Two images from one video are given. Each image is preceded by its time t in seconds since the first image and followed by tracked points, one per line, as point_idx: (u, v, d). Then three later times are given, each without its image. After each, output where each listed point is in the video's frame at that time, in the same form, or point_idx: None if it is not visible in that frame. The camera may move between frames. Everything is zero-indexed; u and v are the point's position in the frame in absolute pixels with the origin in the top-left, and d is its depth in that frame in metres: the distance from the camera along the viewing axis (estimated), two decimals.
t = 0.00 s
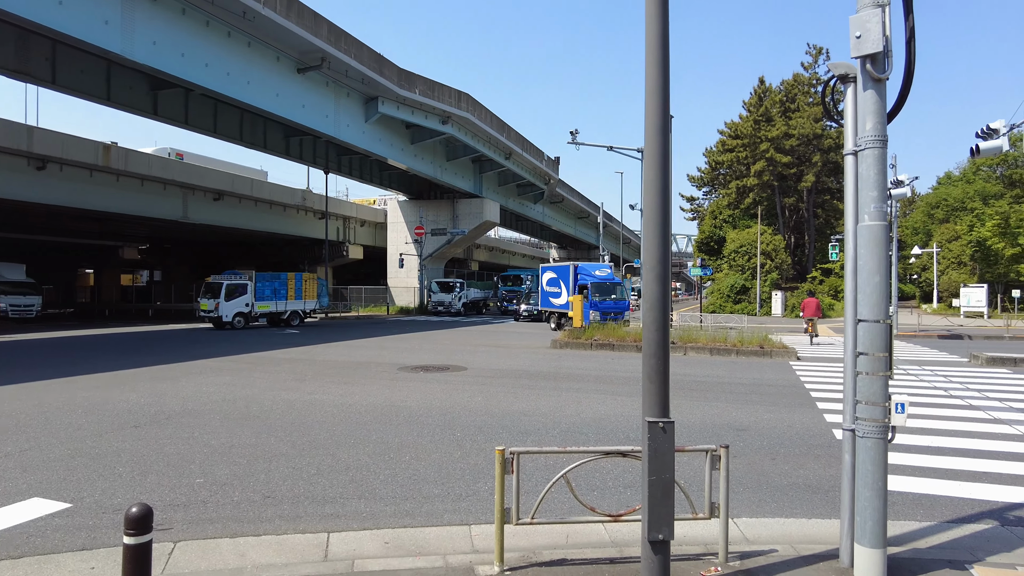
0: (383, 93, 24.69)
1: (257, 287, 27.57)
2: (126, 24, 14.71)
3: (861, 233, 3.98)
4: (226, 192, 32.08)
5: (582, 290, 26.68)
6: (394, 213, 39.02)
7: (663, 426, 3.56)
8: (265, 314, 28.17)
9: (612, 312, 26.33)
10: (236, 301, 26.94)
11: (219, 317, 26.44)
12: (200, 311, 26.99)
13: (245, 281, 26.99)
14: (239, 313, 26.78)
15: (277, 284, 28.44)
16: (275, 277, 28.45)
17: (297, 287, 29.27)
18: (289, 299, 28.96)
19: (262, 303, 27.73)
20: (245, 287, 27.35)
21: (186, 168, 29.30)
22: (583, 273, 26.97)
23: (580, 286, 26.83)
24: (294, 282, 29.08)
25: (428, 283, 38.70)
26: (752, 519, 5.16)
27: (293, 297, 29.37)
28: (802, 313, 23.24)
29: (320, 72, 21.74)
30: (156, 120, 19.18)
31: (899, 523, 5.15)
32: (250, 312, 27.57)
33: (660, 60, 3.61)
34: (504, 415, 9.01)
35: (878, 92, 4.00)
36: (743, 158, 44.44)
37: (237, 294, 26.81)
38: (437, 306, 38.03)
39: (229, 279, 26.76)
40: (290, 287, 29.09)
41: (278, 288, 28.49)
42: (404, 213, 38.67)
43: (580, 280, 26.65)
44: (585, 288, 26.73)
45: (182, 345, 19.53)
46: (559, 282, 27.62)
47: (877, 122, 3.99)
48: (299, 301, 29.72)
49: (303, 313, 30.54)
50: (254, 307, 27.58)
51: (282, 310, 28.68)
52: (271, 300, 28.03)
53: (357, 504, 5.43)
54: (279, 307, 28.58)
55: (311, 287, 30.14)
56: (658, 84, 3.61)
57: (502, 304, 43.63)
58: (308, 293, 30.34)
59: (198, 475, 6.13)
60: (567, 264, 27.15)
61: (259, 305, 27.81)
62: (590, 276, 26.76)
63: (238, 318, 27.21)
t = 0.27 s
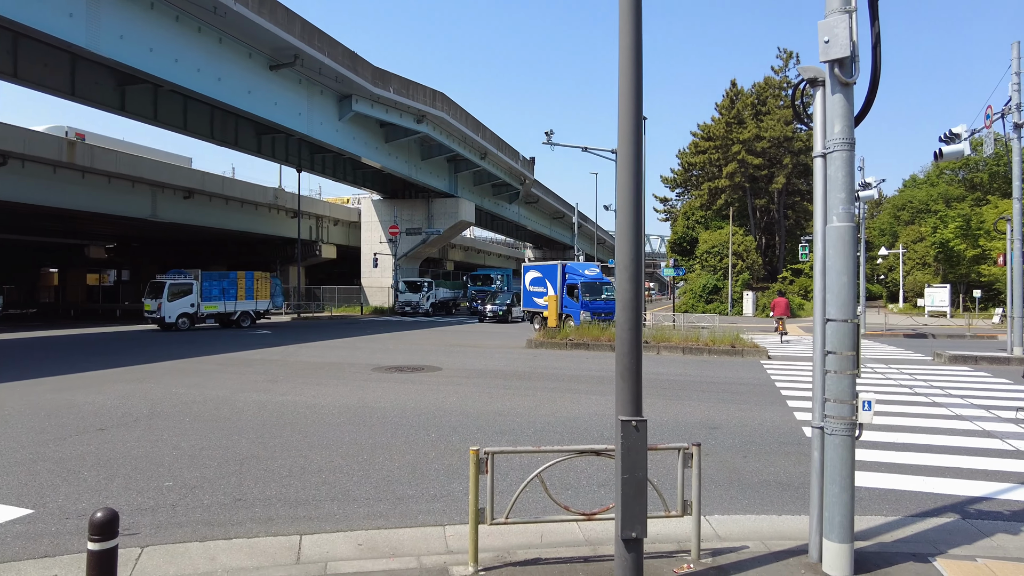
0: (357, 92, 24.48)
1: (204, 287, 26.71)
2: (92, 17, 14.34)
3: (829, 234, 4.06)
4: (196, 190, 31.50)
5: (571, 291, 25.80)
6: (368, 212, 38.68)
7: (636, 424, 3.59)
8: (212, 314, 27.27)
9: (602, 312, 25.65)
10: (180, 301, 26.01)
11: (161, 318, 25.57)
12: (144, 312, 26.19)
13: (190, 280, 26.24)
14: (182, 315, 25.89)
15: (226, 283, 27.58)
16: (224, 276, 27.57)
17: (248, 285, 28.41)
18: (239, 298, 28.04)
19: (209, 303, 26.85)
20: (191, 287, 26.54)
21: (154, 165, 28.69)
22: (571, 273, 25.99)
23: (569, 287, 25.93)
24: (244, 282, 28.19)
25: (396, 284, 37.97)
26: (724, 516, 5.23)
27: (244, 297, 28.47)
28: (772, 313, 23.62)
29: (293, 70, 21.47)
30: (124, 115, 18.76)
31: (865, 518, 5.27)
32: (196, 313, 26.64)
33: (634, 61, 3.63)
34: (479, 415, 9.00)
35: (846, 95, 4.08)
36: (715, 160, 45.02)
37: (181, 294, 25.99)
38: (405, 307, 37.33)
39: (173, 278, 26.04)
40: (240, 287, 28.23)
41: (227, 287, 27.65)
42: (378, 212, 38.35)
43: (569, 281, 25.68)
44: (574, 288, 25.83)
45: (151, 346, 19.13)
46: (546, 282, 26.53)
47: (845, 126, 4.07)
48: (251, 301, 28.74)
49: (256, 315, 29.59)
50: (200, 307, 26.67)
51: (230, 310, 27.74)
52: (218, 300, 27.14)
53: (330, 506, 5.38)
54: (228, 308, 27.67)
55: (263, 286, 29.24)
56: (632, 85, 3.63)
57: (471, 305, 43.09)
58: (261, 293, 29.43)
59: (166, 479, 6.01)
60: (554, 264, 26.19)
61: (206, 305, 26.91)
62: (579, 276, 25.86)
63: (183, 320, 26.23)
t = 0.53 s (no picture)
0: (335, 90, 24.27)
1: (152, 286, 25.91)
2: (61, 11, 14.03)
3: (804, 235, 4.12)
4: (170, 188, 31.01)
5: (567, 291, 25.90)
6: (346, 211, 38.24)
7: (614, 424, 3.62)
8: (161, 315, 26.44)
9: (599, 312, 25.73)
10: (126, 302, 25.11)
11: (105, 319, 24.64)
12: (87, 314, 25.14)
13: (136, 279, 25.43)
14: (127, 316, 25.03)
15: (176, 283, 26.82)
16: (173, 276, 26.81)
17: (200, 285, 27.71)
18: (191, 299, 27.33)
19: (157, 304, 26.07)
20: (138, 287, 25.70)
21: (126, 162, 28.12)
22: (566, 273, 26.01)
23: (566, 287, 26.02)
24: (196, 282, 27.49)
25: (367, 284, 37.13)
26: (701, 515, 5.26)
27: (196, 298, 27.72)
28: (747, 313, 23.94)
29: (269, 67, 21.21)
30: (95, 112, 18.37)
31: (839, 514, 5.35)
32: (143, 314, 25.71)
33: (612, 62, 3.65)
34: (458, 415, 8.99)
35: (821, 99, 4.13)
36: (692, 161, 45.43)
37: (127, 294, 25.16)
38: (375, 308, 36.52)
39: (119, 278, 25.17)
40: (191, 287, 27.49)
41: (177, 287, 26.91)
42: (356, 211, 37.90)
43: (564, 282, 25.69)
44: (570, 288, 25.95)
45: (123, 348, 18.76)
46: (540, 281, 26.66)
47: (819, 128, 4.13)
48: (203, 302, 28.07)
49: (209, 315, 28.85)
50: (148, 307, 25.80)
51: (181, 311, 27.01)
52: (168, 300, 26.38)
53: (308, 508, 5.32)
54: (179, 308, 26.93)
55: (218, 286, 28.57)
56: (610, 86, 3.65)
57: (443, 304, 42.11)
58: (214, 293, 28.77)
59: (139, 482, 5.90)
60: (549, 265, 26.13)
61: (154, 306, 26.07)
62: (574, 276, 25.77)
63: (129, 322, 25.29)
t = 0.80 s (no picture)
0: (319, 88, 24.12)
1: (104, 287, 24.80)
2: (39, 7, 13.80)
3: (786, 236, 4.17)
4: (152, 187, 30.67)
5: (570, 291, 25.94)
6: (330, 211, 37.99)
7: (599, 423, 3.63)
8: (114, 316, 25.35)
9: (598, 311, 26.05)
10: (75, 303, 24.11)
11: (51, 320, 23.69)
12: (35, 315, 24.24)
13: (88, 280, 24.40)
14: (75, 317, 24.11)
15: (130, 283, 25.74)
16: (128, 275, 25.73)
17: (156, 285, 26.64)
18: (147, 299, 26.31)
19: (110, 304, 24.99)
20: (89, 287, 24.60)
21: (106, 160, 27.75)
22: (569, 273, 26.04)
23: (569, 287, 26.08)
24: (151, 282, 26.45)
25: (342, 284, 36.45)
26: (685, 513, 5.30)
27: (152, 298, 26.72)
28: (730, 313, 24.17)
29: (253, 65, 21.02)
30: (74, 109, 18.09)
31: (820, 512, 5.41)
32: (94, 315, 24.75)
33: (597, 62, 3.67)
34: (444, 415, 8.99)
35: (803, 100, 4.19)
36: (676, 162, 45.71)
37: (75, 295, 24.09)
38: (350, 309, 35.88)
39: (68, 278, 24.08)
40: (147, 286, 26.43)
41: (131, 287, 25.77)
42: (340, 210, 37.71)
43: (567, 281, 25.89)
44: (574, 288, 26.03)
45: (102, 349, 18.47)
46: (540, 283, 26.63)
47: (802, 130, 4.18)
48: (160, 303, 27.02)
49: (166, 316, 27.91)
50: (99, 309, 24.76)
51: (136, 311, 25.92)
52: (122, 301, 25.27)
53: (291, 509, 5.29)
54: (134, 309, 25.86)
55: (176, 286, 27.56)
56: (595, 86, 3.66)
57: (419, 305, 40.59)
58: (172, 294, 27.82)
59: (120, 484, 5.81)
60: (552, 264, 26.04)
61: (106, 306, 24.97)
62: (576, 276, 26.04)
63: (78, 323, 24.41)
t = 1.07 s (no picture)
0: (308, 87, 24.01)
1: (59, 286, 23.93)
2: (25, 4, 13.66)
3: (776, 236, 4.19)
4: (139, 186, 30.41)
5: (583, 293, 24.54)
6: (319, 211, 37.71)
7: (589, 423, 3.63)
8: (71, 317, 24.45)
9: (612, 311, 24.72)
10: (27, 302, 23.26)
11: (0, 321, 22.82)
12: None
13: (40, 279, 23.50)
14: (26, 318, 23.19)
15: (87, 283, 24.86)
16: (86, 274, 24.86)
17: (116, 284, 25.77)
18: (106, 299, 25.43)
19: (65, 305, 24.09)
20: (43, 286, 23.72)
21: (92, 159, 27.50)
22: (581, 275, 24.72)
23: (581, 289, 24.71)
24: (112, 281, 25.63)
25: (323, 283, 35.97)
26: (676, 513, 5.31)
27: (112, 298, 25.86)
28: (718, 312, 24.27)
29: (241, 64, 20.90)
30: (60, 108, 17.92)
31: (810, 511, 5.45)
32: (48, 316, 23.87)
33: (587, 62, 3.67)
34: (434, 415, 8.97)
35: (792, 102, 4.21)
36: (666, 163, 45.86)
37: (27, 294, 23.23)
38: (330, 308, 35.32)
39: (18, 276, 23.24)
40: (105, 286, 25.55)
41: (89, 287, 24.89)
42: (329, 210, 37.53)
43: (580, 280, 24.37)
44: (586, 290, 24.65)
45: (88, 349, 18.28)
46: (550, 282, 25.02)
47: (791, 131, 4.20)
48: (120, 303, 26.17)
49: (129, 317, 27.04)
50: (54, 309, 23.87)
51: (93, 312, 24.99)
52: (78, 301, 24.37)
53: (281, 511, 5.25)
54: (92, 309, 24.97)
55: (138, 286, 26.76)
56: (585, 87, 3.66)
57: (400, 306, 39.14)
58: (134, 293, 26.96)
59: (108, 486, 5.76)
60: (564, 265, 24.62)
61: (61, 307, 24.08)
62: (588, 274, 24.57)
63: (31, 324, 23.53)
